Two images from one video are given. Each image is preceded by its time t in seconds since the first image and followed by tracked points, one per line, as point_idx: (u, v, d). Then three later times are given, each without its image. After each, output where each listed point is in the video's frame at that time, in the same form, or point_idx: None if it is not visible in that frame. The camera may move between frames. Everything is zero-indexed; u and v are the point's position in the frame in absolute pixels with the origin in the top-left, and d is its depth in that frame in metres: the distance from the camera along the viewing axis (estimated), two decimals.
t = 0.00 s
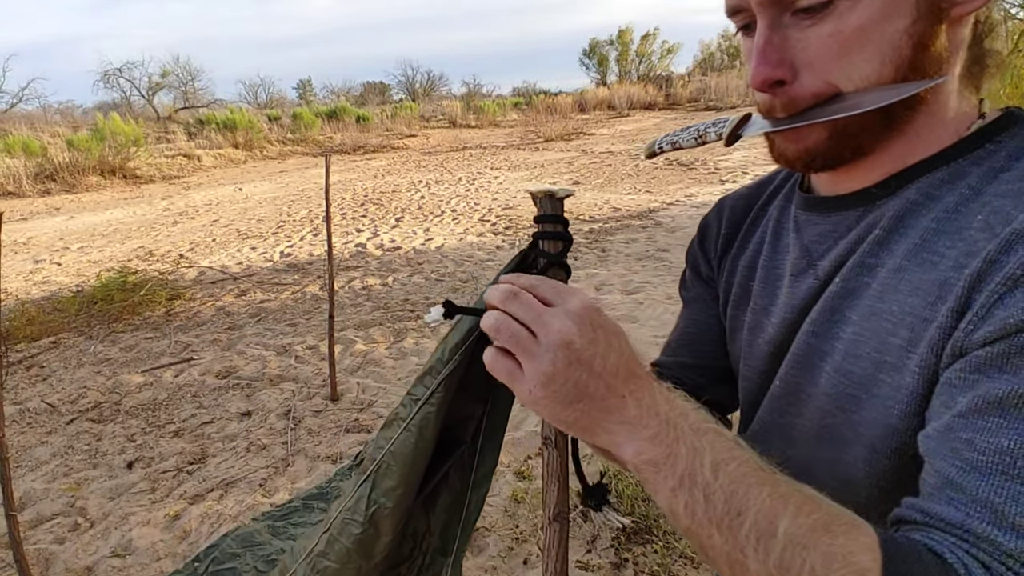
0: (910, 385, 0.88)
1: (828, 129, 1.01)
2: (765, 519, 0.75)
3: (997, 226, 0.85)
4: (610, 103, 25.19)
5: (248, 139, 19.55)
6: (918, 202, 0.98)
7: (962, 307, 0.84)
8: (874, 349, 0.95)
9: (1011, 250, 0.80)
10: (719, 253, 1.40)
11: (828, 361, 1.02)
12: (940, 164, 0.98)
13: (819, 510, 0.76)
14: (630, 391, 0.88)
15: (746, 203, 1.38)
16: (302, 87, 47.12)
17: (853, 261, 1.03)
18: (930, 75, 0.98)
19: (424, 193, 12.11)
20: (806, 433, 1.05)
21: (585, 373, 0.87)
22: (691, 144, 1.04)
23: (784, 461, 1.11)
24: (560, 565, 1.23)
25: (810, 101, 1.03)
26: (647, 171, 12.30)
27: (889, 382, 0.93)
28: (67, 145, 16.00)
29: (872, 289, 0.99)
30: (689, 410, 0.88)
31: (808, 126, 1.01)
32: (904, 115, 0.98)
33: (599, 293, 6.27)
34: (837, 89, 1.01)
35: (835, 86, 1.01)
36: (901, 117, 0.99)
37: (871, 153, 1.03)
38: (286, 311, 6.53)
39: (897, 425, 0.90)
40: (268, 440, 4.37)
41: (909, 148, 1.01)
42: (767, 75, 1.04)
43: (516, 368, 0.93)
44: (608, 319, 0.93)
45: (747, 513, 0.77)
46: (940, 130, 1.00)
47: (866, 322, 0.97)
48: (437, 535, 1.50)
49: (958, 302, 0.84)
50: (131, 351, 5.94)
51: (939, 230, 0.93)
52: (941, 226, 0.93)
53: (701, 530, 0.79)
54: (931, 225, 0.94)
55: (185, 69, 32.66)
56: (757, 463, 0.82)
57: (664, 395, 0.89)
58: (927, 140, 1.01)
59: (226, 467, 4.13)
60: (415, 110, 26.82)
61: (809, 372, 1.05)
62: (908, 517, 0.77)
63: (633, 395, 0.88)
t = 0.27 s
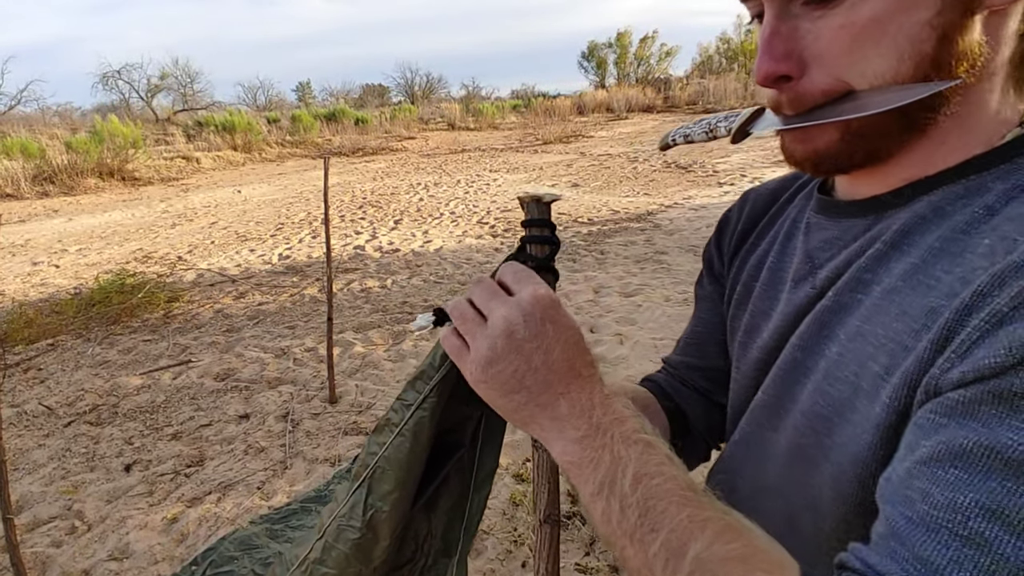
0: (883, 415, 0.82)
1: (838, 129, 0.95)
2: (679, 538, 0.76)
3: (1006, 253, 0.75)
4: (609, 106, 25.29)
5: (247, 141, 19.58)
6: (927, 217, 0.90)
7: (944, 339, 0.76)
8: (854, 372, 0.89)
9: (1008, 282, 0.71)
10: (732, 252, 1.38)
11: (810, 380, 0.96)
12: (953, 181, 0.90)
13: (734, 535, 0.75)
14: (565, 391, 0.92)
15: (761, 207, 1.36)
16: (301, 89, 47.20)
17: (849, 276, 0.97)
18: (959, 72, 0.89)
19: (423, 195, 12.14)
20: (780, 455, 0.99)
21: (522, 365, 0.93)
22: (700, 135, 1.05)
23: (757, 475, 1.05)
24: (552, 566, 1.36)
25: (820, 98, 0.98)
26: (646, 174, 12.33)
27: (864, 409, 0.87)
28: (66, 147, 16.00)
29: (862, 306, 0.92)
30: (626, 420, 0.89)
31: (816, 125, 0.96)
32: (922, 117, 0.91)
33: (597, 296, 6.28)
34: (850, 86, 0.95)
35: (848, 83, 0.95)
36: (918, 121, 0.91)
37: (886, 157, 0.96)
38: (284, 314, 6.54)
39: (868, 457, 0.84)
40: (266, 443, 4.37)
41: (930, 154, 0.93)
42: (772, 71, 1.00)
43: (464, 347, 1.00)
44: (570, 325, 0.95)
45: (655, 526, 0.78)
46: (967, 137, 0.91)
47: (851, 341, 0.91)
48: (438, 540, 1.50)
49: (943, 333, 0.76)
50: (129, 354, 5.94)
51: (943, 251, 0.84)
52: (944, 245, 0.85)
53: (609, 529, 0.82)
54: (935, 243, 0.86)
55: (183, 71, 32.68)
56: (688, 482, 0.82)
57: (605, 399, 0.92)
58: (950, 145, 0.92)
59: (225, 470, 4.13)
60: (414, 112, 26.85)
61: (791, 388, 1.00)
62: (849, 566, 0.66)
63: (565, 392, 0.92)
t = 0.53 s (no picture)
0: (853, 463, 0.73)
1: (852, 125, 0.80)
2: (592, 557, 0.76)
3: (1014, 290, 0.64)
4: (606, 108, 25.38)
5: (245, 143, 19.59)
6: (944, 234, 0.76)
7: (927, 388, 0.67)
8: (835, 407, 0.80)
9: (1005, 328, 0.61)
10: (756, 245, 1.29)
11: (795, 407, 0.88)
12: (979, 199, 0.74)
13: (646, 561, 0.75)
14: (516, 388, 0.91)
15: (787, 200, 1.25)
16: (299, 91, 47.21)
17: (847, 295, 0.85)
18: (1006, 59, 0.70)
19: (421, 197, 12.15)
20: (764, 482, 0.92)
21: (479, 352, 0.92)
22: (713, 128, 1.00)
23: (742, 501, 0.99)
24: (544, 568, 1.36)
25: (830, 89, 0.83)
26: (644, 175, 12.35)
27: (842, 449, 0.78)
28: (64, 149, 15.98)
29: (855, 331, 0.82)
30: (570, 429, 0.89)
31: (823, 121, 0.82)
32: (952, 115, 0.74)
33: (596, 298, 6.26)
34: (866, 74, 0.80)
35: (862, 70, 0.80)
36: (948, 117, 0.75)
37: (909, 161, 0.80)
38: (282, 316, 6.52)
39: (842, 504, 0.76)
40: (264, 445, 4.35)
41: (966, 157, 0.77)
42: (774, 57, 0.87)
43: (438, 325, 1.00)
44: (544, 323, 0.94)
45: (571, 539, 0.78)
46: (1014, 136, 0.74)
47: (837, 371, 0.81)
48: (430, 542, 1.48)
49: (929, 379, 0.66)
50: (127, 356, 5.92)
51: (952, 277, 0.71)
52: (954, 272, 0.71)
53: (531, 534, 0.83)
54: (946, 270, 0.73)
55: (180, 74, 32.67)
56: (616, 502, 0.82)
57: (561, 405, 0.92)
58: (991, 147, 0.75)
59: (222, 472, 4.11)
60: (413, 115, 26.90)
61: (779, 413, 0.92)
62: None
63: (519, 390, 0.91)
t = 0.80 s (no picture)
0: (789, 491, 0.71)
1: (843, 119, 0.72)
2: (445, 535, 0.81)
3: (956, 326, 0.58)
4: (604, 108, 25.42)
5: (242, 144, 19.55)
6: (926, 255, 0.69)
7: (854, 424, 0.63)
8: (787, 432, 0.77)
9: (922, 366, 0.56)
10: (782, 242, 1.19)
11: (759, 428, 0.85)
12: (979, 215, 0.66)
13: (490, 545, 0.79)
14: (430, 350, 1.02)
15: (823, 194, 1.15)
16: (296, 92, 47.15)
17: (822, 314, 0.81)
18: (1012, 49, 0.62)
19: (419, 197, 12.13)
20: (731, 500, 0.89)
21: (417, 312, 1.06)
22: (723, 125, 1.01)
23: (715, 515, 0.96)
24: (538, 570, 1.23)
25: (817, 81, 0.75)
26: (642, 176, 12.36)
27: (787, 477, 0.75)
28: (61, 150, 15.92)
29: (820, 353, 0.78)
30: (457, 407, 0.95)
31: (812, 116, 0.75)
32: (952, 110, 0.65)
33: (593, 298, 6.26)
34: (855, 62, 0.71)
35: (848, 58, 0.72)
36: (947, 112, 0.66)
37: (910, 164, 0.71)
38: (280, 316, 6.50)
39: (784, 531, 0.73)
40: (260, 446, 4.33)
41: (975, 161, 0.68)
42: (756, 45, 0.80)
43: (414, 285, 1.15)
44: (478, 301, 1.04)
45: (433, 514, 0.84)
46: None
47: (796, 397, 0.78)
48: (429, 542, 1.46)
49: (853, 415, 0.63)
50: (123, 357, 5.89)
51: (917, 305, 0.65)
52: (921, 299, 0.65)
53: (407, 505, 0.90)
54: (913, 295, 0.66)
55: (177, 75, 32.60)
56: (487, 486, 0.86)
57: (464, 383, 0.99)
58: (1007, 150, 0.66)
59: (218, 473, 4.08)
60: (410, 116, 26.89)
61: (749, 432, 0.88)
62: None
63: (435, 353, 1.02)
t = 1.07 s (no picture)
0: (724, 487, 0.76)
1: (832, 118, 0.75)
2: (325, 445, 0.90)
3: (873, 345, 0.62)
4: (604, 109, 25.37)
5: (242, 143, 19.48)
6: (898, 269, 0.71)
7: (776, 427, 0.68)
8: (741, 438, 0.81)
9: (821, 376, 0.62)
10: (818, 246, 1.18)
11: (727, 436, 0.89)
12: (962, 230, 0.66)
13: (353, 465, 0.86)
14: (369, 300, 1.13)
15: (864, 199, 1.14)
16: (296, 92, 47.03)
17: (801, 324, 0.84)
18: (1001, 37, 0.60)
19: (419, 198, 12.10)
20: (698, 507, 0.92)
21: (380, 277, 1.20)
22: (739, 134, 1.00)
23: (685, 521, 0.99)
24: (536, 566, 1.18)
25: (805, 78, 0.75)
26: (641, 176, 12.36)
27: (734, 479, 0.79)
28: (60, 150, 15.84)
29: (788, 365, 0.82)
30: (363, 342, 1.03)
31: (801, 111, 0.78)
32: (939, 105, 0.66)
33: (593, 299, 6.26)
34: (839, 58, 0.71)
35: (832, 53, 0.72)
36: (932, 110, 0.66)
37: (901, 162, 0.72)
38: (279, 317, 6.49)
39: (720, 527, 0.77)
40: (260, 447, 4.32)
41: (971, 165, 0.68)
42: (746, 40, 0.80)
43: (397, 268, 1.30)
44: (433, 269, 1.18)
45: (317, 435, 0.92)
46: None
47: (757, 406, 0.82)
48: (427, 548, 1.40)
49: (766, 422, 0.68)
50: (122, 357, 5.87)
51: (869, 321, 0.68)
52: (877, 315, 0.68)
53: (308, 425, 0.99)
54: (870, 310, 0.69)
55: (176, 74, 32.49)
56: (368, 411, 0.94)
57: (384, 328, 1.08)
58: (1002, 153, 0.65)
59: (218, 474, 4.06)
60: (410, 116, 26.84)
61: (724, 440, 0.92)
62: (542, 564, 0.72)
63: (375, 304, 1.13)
